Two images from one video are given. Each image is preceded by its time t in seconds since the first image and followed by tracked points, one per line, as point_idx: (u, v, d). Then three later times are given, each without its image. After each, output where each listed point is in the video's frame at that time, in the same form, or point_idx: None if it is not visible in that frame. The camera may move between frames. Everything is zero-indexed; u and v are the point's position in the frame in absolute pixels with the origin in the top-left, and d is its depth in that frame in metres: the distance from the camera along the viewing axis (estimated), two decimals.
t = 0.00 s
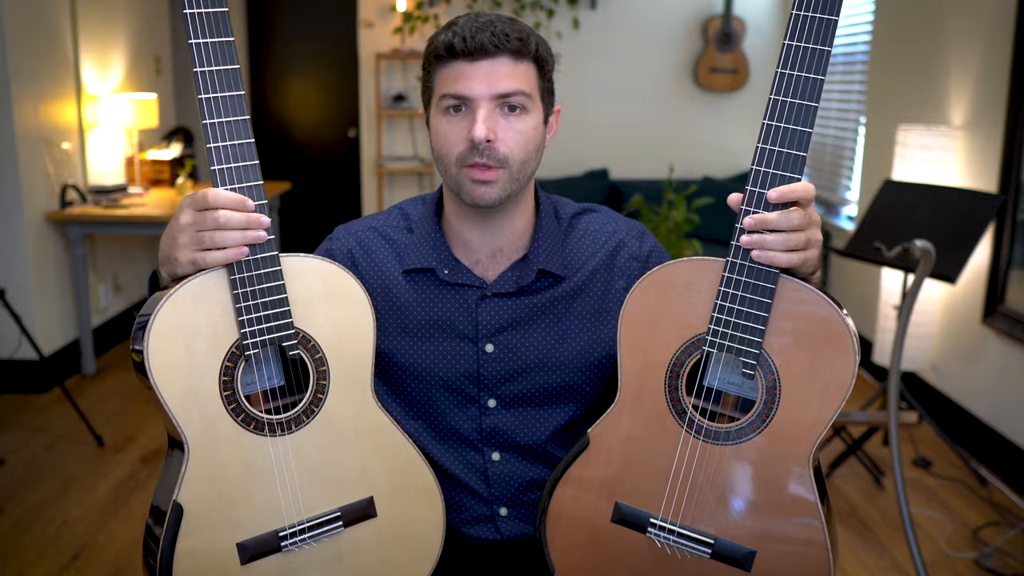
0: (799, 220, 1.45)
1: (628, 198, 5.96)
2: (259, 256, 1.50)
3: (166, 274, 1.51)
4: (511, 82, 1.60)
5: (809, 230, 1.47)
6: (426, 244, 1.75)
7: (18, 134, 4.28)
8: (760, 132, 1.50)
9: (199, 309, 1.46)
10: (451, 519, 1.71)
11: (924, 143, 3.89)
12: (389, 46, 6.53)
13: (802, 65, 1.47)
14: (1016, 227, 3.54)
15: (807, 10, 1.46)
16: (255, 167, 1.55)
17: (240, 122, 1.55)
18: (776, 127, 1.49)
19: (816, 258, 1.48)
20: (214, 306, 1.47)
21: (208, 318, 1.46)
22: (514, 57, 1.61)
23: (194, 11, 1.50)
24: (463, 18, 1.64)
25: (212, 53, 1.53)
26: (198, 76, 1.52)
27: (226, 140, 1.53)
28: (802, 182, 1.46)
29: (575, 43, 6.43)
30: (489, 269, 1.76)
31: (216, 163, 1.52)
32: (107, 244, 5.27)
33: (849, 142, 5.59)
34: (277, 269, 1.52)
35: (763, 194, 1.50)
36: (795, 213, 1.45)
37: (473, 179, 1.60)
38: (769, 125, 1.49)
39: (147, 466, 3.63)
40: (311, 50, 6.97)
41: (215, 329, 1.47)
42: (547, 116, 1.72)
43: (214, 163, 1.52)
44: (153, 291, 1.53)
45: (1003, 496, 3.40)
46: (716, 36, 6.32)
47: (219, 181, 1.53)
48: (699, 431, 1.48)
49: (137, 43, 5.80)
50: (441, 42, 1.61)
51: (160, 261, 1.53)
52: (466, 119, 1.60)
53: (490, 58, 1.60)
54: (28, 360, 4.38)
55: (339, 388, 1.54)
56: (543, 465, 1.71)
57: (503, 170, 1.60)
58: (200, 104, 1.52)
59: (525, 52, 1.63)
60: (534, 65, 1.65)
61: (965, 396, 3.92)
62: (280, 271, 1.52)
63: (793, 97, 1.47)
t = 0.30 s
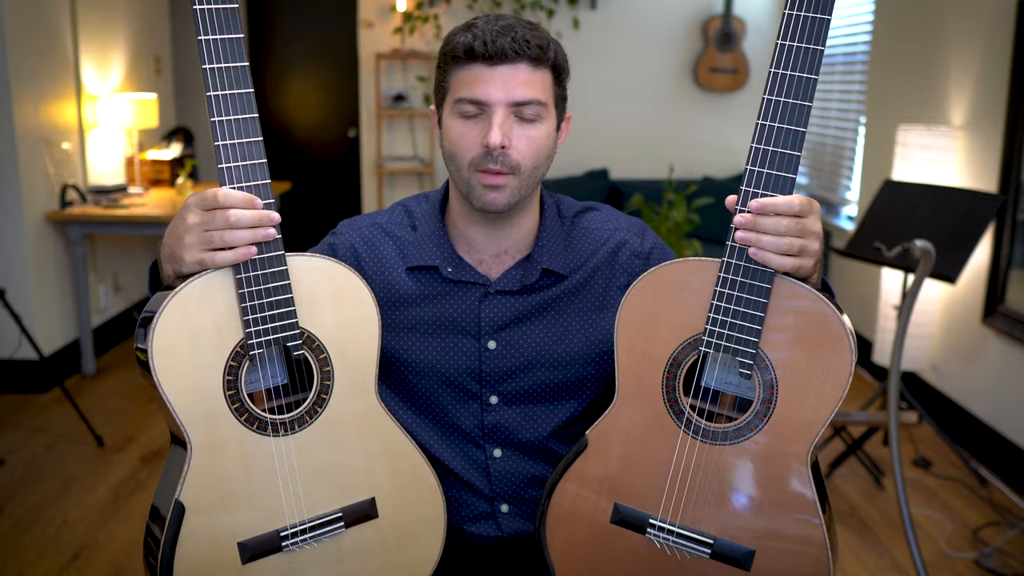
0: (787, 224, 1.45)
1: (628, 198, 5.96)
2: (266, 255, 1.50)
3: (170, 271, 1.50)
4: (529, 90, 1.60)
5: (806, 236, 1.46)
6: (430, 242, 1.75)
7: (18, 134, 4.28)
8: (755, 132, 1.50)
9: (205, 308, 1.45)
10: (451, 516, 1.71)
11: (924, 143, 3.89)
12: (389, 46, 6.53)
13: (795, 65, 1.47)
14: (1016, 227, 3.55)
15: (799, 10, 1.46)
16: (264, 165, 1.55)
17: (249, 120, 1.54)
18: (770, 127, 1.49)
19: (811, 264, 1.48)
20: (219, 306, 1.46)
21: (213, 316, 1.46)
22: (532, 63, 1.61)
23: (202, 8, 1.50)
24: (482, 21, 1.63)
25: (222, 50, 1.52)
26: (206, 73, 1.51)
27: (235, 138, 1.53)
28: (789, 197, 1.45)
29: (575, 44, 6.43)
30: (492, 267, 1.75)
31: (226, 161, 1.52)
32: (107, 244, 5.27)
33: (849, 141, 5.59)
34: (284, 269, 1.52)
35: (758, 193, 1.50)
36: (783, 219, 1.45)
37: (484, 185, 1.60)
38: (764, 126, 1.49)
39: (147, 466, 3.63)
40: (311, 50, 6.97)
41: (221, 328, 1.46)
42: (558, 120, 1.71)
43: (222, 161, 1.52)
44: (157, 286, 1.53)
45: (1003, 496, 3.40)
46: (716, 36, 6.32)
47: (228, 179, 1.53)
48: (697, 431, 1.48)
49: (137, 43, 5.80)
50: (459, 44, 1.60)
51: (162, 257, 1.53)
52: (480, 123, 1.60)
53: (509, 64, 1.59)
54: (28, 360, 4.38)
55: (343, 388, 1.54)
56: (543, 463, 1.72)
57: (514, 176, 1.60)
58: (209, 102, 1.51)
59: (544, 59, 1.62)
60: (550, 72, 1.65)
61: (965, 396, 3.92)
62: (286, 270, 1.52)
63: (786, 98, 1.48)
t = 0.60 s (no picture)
0: (788, 225, 1.44)
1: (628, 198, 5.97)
2: (275, 254, 1.50)
3: (177, 267, 1.49)
4: (545, 86, 1.59)
5: (805, 236, 1.45)
6: (437, 236, 1.74)
7: (18, 134, 4.28)
8: (754, 132, 1.50)
9: (214, 305, 1.45)
10: (453, 512, 1.71)
11: (924, 143, 3.90)
12: (389, 46, 6.53)
13: (795, 64, 1.47)
14: (1016, 227, 3.54)
15: (799, 9, 1.47)
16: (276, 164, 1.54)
17: (262, 118, 1.53)
18: (770, 127, 1.49)
19: (810, 265, 1.47)
20: (228, 304, 1.46)
21: (222, 314, 1.45)
22: (548, 60, 1.60)
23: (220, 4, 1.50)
24: (500, 18, 1.63)
25: (237, 47, 1.51)
26: (222, 69, 1.50)
27: (247, 136, 1.52)
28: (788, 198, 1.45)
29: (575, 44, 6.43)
30: (498, 262, 1.75)
31: (237, 159, 1.51)
32: (107, 244, 5.27)
33: (849, 141, 5.59)
34: (294, 269, 1.51)
35: (758, 194, 1.50)
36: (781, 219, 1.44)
37: (497, 178, 1.59)
38: (763, 126, 1.49)
39: (148, 466, 3.63)
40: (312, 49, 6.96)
41: (229, 326, 1.46)
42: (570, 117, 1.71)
43: (234, 159, 1.51)
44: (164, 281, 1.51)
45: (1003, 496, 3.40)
46: (716, 36, 6.32)
47: (239, 177, 1.52)
48: (697, 433, 1.48)
49: (137, 43, 5.80)
50: (477, 40, 1.60)
51: (167, 253, 1.51)
52: (496, 118, 1.60)
53: (526, 60, 1.59)
54: (28, 360, 4.38)
55: (349, 389, 1.53)
56: (545, 457, 1.72)
57: (527, 170, 1.59)
58: (224, 99, 1.50)
59: (560, 56, 1.62)
60: (565, 70, 1.65)
61: (965, 396, 3.92)
62: (296, 270, 1.52)
63: (786, 97, 1.48)
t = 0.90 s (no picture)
0: (785, 222, 1.44)
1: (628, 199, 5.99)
2: (288, 249, 1.49)
3: (192, 262, 1.49)
4: (548, 81, 1.59)
5: (799, 229, 1.46)
6: (442, 235, 1.74)
7: (18, 134, 4.28)
8: (745, 129, 1.49)
9: (226, 299, 1.44)
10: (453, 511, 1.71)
11: (924, 143, 3.90)
12: (389, 46, 6.53)
13: (785, 62, 1.47)
14: (1016, 227, 3.54)
15: (789, 6, 1.46)
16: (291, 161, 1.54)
17: (279, 116, 1.53)
18: (760, 124, 1.49)
19: (805, 256, 1.48)
20: (240, 298, 1.46)
21: (234, 308, 1.45)
22: (552, 56, 1.60)
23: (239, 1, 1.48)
24: (506, 14, 1.63)
25: (255, 45, 1.50)
26: (239, 66, 1.50)
27: (263, 133, 1.52)
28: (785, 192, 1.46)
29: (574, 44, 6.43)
30: (501, 261, 1.74)
31: (253, 155, 1.51)
32: (107, 244, 5.28)
33: (849, 141, 5.58)
34: (305, 264, 1.51)
35: (750, 192, 1.50)
36: (779, 217, 1.44)
37: (501, 170, 1.58)
38: (755, 123, 1.49)
39: (147, 466, 3.63)
40: (311, 49, 6.96)
41: (240, 320, 1.45)
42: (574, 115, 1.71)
43: (249, 155, 1.51)
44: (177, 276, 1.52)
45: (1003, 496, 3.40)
46: (716, 36, 6.32)
47: (254, 174, 1.52)
48: (692, 431, 1.48)
49: (137, 43, 5.80)
50: (484, 35, 1.60)
51: (184, 249, 1.52)
52: (500, 111, 1.59)
53: (531, 55, 1.59)
54: (28, 360, 4.38)
55: (356, 387, 1.53)
56: (545, 459, 1.72)
57: (531, 162, 1.59)
58: (241, 96, 1.51)
59: (565, 52, 1.62)
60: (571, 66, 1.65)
61: (965, 396, 3.92)
62: (306, 266, 1.51)
63: (777, 94, 1.48)
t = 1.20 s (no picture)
0: (779, 223, 1.45)
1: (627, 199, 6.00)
2: (292, 252, 1.49)
3: (195, 261, 1.50)
4: (548, 84, 1.59)
5: (790, 228, 1.47)
6: (442, 235, 1.74)
7: (18, 134, 4.28)
8: (735, 129, 1.49)
9: (229, 300, 1.45)
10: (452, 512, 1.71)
11: (924, 143, 3.90)
12: (389, 46, 6.53)
13: (774, 61, 1.46)
14: (1016, 227, 3.54)
15: (777, 5, 1.45)
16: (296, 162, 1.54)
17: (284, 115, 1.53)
18: (749, 124, 1.49)
19: (797, 256, 1.48)
20: (243, 299, 1.46)
21: (237, 309, 1.45)
22: (552, 59, 1.60)
23: None
24: (507, 16, 1.63)
25: (260, 45, 1.50)
26: (245, 66, 1.49)
27: (269, 133, 1.52)
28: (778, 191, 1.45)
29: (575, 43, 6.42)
30: (500, 261, 1.74)
31: (258, 155, 1.51)
32: (107, 244, 5.28)
33: (849, 141, 5.58)
34: (309, 266, 1.51)
35: (740, 191, 1.50)
36: (773, 218, 1.45)
37: (497, 171, 1.58)
38: (743, 124, 1.49)
39: (147, 466, 3.63)
40: (311, 48, 6.95)
41: (243, 323, 1.45)
42: (574, 118, 1.71)
43: (254, 155, 1.51)
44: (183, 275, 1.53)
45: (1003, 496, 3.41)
46: (716, 36, 6.32)
47: (259, 174, 1.51)
48: (688, 432, 1.48)
49: (137, 43, 5.80)
50: (484, 36, 1.60)
51: (189, 246, 1.53)
52: (499, 112, 1.59)
53: (531, 57, 1.59)
54: (28, 360, 4.38)
55: (358, 389, 1.53)
56: (545, 459, 1.72)
57: (528, 164, 1.59)
58: (247, 95, 1.50)
59: (565, 55, 1.62)
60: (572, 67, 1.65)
61: (965, 396, 3.92)
62: (311, 268, 1.51)
63: (766, 94, 1.48)
